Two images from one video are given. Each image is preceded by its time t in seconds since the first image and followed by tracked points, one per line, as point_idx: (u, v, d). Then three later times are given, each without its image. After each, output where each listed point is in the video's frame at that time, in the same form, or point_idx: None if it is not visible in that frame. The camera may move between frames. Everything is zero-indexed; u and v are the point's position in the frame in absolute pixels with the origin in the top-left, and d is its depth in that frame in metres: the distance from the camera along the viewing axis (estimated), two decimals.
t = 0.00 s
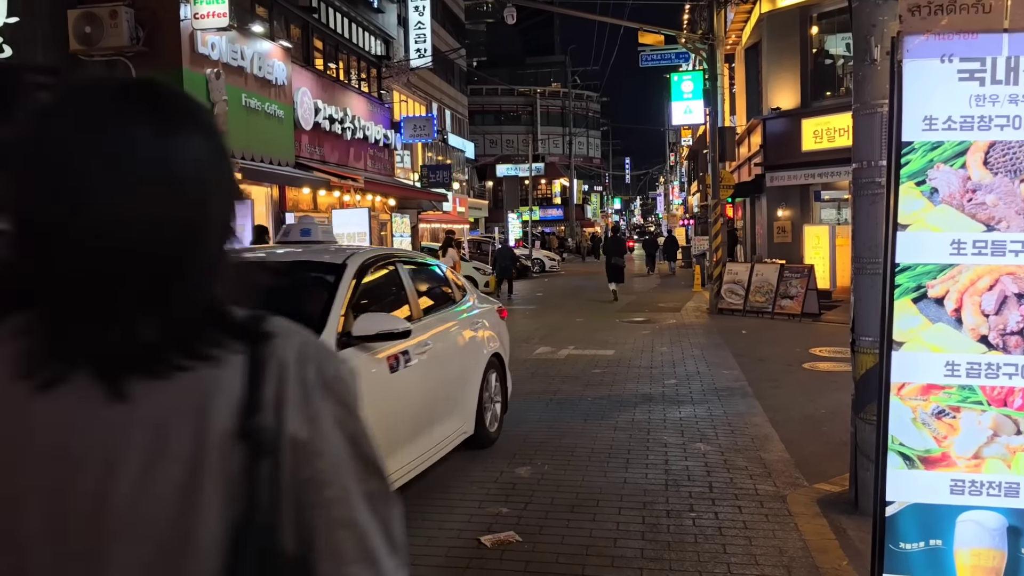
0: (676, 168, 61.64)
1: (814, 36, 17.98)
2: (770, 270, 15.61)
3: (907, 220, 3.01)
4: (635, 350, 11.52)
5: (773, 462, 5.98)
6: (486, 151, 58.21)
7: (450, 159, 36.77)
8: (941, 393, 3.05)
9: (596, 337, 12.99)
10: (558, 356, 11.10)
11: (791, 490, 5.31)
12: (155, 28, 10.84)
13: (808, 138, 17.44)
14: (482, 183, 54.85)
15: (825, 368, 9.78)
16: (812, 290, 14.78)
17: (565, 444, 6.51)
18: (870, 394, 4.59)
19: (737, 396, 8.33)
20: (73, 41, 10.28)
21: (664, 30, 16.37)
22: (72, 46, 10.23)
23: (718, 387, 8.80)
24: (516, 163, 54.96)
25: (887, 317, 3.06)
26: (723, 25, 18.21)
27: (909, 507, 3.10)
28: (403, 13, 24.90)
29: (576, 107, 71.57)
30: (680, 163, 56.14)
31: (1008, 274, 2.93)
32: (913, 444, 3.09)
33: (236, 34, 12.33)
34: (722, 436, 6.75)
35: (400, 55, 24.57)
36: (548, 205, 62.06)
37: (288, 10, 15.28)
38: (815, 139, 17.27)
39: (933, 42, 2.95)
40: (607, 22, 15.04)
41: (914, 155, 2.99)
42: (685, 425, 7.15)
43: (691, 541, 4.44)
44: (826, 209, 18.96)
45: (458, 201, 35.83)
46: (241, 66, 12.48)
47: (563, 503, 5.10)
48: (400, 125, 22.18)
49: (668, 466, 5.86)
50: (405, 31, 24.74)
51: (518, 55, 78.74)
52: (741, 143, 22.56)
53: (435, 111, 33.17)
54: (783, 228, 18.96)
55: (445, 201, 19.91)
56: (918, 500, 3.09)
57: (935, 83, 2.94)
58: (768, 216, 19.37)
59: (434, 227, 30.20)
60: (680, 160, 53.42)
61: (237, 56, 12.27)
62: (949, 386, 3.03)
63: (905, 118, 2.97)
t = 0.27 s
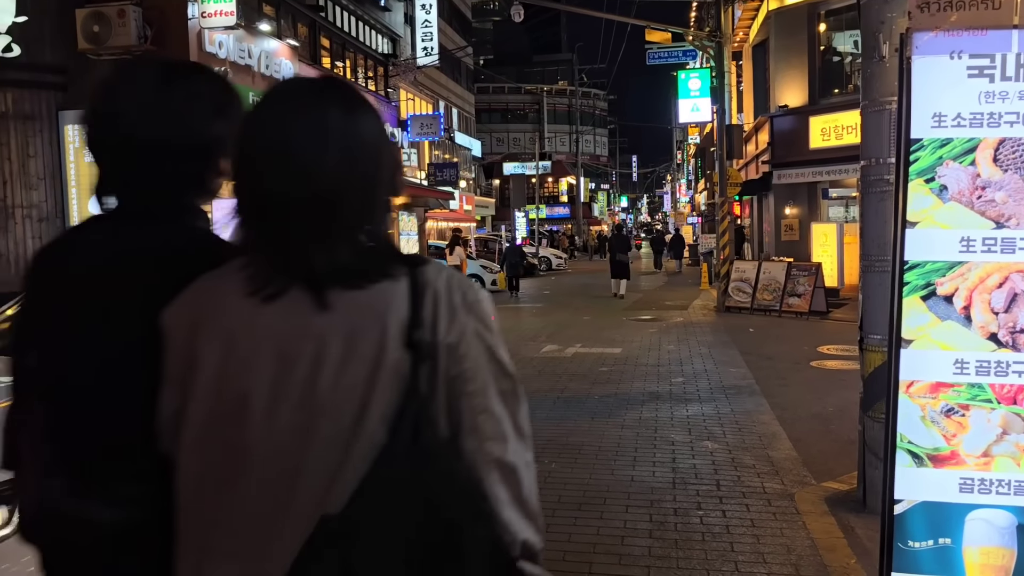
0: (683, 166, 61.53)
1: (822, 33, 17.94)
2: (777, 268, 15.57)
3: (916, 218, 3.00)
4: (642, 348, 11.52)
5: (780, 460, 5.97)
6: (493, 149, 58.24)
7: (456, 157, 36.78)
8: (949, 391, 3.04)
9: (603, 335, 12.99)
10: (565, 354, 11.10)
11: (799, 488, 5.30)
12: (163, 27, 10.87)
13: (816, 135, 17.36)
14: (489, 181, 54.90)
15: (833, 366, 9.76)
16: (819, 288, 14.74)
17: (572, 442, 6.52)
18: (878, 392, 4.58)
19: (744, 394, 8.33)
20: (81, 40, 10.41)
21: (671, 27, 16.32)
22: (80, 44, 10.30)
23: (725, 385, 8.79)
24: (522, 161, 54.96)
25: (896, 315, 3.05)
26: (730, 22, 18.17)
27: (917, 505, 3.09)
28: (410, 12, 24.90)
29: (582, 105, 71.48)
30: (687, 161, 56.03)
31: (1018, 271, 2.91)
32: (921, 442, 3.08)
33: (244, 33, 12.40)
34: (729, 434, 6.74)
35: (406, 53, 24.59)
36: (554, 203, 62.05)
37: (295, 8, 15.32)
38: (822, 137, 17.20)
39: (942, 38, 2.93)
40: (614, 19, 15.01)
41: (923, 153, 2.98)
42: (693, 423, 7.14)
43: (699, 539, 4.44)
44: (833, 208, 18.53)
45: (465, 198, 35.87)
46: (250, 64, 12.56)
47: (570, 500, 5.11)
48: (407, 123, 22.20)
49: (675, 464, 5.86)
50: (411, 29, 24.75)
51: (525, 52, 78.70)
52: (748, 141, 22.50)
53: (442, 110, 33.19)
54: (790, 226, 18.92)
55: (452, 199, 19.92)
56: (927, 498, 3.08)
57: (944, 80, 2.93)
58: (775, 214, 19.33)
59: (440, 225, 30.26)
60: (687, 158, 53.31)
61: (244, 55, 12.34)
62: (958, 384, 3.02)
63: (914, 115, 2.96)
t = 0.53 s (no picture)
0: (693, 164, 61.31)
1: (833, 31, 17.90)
2: (787, 267, 15.49)
3: (929, 216, 2.97)
4: (651, 347, 11.48)
5: (791, 459, 5.93)
6: (502, 148, 58.24)
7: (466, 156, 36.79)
8: (962, 390, 2.99)
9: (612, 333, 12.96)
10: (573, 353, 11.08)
11: (810, 487, 5.26)
12: (173, 26, 10.92)
13: (827, 133, 17.25)
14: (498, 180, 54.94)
15: (844, 366, 9.69)
16: (830, 287, 14.65)
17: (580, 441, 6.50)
18: (889, 392, 4.54)
19: (755, 394, 8.28)
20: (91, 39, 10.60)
21: (680, 25, 16.27)
22: (90, 43, 10.61)
23: (735, 385, 8.74)
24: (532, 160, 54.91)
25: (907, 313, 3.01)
26: (740, 20, 18.11)
27: (929, 505, 3.06)
28: (419, 11, 24.92)
29: (592, 103, 71.36)
30: (697, 159, 55.83)
31: None
32: (933, 442, 3.04)
33: (253, 32, 12.36)
34: (739, 433, 6.70)
35: (416, 52, 24.61)
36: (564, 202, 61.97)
37: (305, 7, 15.36)
38: (833, 135, 17.08)
39: (955, 35, 2.90)
40: (624, 17, 14.96)
41: (935, 150, 2.95)
42: (702, 422, 7.11)
43: (709, 538, 4.41)
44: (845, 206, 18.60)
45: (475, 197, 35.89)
46: (259, 63, 12.53)
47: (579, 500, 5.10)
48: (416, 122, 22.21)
49: (685, 463, 5.84)
50: (421, 28, 24.77)
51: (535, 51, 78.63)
52: (758, 139, 22.39)
53: (451, 109, 33.24)
54: (801, 225, 18.82)
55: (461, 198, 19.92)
56: (939, 497, 3.05)
57: (957, 77, 2.89)
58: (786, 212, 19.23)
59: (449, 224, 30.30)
60: (697, 157, 53.12)
61: (254, 54, 12.31)
62: (971, 383, 2.98)
63: (926, 112, 2.93)
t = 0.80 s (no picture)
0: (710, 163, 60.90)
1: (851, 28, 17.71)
2: (805, 266, 15.31)
3: (948, 215, 2.89)
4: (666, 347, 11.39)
5: (808, 460, 5.84)
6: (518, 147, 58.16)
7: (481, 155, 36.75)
8: (983, 391, 2.92)
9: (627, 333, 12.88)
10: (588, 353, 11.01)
11: (827, 489, 5.17)
12: (189, 26, 10.97)
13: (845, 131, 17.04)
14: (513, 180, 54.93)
15: (862, 366, 9.56)
16: (848, 287, 14.47)
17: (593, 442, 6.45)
18: (908, 393, 4.45)
19: (772, 394, 8.18)
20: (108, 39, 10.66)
21: (696, 22, 16.12)
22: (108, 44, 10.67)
23: (752, 385, 8.65)
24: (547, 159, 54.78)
25: (927, 313, 2.93)
26: (757, 17, 17.94)
27: (948, 507, 2.99)
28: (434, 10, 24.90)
29: (608, 101, 71.09)
30: (714, 158, 55.47)
31: None
32: (953, 443, 2.97)
33: (268, 31, 12.39)
34: (756, 434, 6.61)
35: (431, 51, 24.60)
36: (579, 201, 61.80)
37: (320, 6, 15.39)
38: (851, 133, 16.87)
39: (976, 31, 2.82)
40: (638, 15, 14.85)
41: (956, 148, 2.87)
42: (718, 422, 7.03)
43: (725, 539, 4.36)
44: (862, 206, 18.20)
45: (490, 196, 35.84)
46: (274, 63, 12.57)
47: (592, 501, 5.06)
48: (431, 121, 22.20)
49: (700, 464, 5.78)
50: (436, 27, 24.75)
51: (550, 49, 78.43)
52: (776, 137, 22.18)
53: (465, 108, 33.21)
54: (818, 223, 18.62)
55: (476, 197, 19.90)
56: (958, 499, 2.97)
57: (978, 74, 2.82)
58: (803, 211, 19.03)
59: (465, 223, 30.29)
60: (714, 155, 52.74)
61: (269, 53, 12.36)
62: (991, 384, 2.90)
63: (946, 110, 2.85)
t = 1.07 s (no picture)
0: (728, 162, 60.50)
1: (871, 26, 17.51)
2: (824, 266, 15.16)
3: (969, 215, 2.85)
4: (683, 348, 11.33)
5: (826, 463, 5.78)
6: (535, 147, 58.16)
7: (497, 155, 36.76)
8: (1003, 393, 2.86)
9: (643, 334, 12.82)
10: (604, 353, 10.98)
11: (846, 492, 5.11)
12: (207, 27, 11.05)
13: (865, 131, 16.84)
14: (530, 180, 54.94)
15: (882, 368, 9.45)
16: (868, 287, 14.31)
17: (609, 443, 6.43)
18: (928, 395, 4.39)
19: (789, 395, 8.10)
20: (129, 40, 10.79)
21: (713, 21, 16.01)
22: (128, 45, 10.80)
23: (769, 386, 8.58)
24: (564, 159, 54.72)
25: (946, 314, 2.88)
26: (775, 16, 17.79)
27: (969, 510, 2.93)
28: (451, 10, 24.93)
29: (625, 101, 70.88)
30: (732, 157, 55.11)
31: None
32: (973, 446, 2.90)
33: (286, 32, 12.47)
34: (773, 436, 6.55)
35: (448, 51, 24.63)
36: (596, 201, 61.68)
37: (337, 7, 15.46)
38: (871, 132, 16.68)
39: (997, 29, 2.78)
40: (655, 15, 14.77)
41: (976, 148, 2.82)
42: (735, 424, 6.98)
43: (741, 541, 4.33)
44: (883, 205, 18.31)
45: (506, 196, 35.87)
46: (292, 63, 12.64)
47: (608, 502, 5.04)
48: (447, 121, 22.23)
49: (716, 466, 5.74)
50: (453, 27, 24.79)
51: (568, 48, 78.34)
52: (794, 137, 22.00)
53: (482, 108, 33.21)
54: (838, 223, 18.43)
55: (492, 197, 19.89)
56: (979, 503, 2.91)
57: (999, 72, 2.78)
58: (822, 211, 18.86)
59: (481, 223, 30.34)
60: (732, 155, 52.38)
61: (288, 54, 12.43)
62: (1012, 386, 2.85)
63: (966, 108, 2.81)
